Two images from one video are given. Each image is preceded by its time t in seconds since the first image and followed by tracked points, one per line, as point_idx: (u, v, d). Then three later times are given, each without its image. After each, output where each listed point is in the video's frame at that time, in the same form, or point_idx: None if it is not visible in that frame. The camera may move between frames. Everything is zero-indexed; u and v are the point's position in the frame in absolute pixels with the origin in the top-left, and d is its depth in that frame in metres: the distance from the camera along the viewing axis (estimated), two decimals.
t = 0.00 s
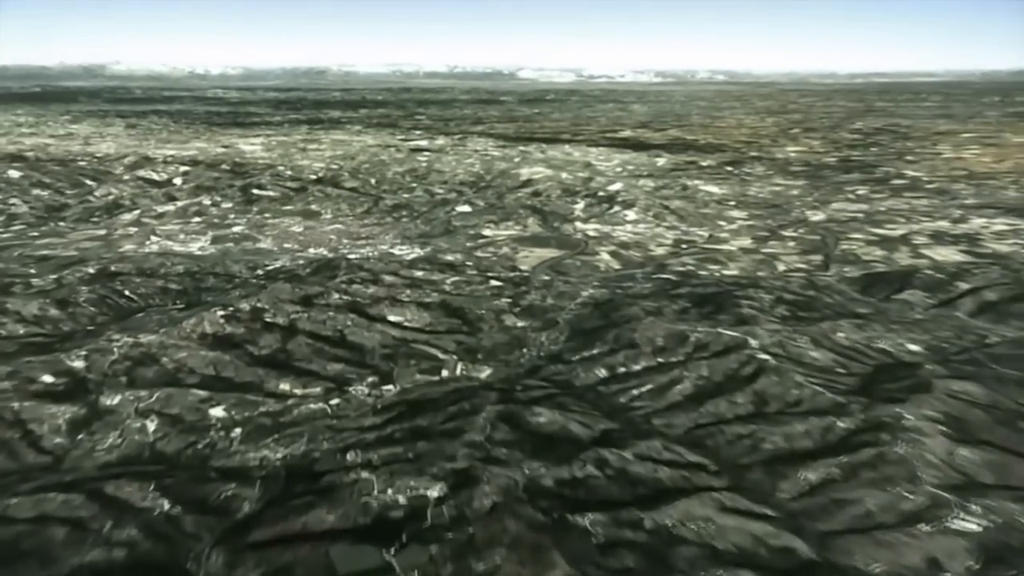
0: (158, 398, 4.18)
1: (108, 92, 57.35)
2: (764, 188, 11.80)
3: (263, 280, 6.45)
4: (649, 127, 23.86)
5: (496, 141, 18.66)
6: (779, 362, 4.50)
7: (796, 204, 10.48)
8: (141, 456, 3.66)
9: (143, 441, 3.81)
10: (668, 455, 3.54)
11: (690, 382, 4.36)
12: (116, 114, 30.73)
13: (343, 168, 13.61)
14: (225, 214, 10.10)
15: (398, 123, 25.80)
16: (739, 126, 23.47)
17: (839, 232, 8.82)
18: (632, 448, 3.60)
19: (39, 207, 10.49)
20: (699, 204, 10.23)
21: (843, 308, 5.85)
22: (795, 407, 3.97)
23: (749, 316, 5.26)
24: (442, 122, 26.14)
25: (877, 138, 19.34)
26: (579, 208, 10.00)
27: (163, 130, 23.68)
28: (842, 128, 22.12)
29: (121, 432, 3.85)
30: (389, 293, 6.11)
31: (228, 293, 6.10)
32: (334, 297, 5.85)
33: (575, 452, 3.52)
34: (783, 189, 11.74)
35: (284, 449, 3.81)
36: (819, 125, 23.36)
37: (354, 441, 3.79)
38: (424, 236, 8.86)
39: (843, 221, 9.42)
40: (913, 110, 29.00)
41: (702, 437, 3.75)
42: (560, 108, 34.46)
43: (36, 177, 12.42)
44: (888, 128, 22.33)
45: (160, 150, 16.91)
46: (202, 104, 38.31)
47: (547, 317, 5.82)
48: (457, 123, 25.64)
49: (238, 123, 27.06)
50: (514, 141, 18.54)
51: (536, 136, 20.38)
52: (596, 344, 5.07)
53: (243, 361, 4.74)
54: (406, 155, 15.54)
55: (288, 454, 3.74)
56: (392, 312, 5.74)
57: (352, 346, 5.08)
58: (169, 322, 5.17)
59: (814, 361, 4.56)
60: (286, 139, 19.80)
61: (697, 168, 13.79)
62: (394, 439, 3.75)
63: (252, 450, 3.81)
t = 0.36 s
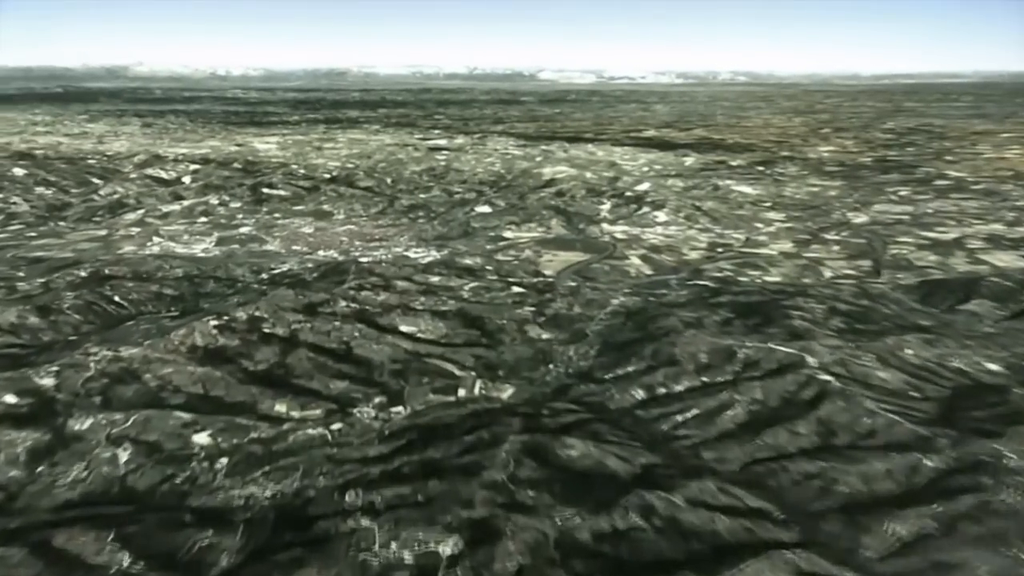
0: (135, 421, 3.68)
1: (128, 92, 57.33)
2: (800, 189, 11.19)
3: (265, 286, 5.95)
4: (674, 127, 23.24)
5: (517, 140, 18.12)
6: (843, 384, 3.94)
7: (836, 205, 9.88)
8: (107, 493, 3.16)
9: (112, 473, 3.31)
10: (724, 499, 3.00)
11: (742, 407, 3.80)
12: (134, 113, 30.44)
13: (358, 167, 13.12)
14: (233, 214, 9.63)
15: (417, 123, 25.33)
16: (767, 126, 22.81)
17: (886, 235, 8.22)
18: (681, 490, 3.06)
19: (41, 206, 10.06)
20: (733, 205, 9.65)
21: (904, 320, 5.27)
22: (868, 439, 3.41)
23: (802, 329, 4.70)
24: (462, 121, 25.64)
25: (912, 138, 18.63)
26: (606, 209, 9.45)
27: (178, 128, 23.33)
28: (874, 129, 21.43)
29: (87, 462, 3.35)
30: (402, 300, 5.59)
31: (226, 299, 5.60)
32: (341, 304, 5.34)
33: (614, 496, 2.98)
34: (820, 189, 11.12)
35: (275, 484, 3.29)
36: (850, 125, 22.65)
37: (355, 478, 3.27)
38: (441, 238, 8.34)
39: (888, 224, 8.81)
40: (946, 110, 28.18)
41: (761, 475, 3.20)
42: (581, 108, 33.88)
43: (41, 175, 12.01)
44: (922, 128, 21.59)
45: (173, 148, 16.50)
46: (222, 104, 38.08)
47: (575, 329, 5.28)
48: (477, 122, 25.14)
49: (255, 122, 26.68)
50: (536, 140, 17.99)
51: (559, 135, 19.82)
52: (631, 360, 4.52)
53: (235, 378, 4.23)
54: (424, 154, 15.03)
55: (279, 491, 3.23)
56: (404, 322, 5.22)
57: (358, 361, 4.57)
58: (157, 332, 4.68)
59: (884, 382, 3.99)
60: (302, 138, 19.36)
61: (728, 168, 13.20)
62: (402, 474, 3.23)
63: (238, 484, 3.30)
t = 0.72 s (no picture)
0: (100, 453, 3.17)
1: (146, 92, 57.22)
2: (838, 189, 10.58)
3: (265, 292, 5.45)
4: (699, 126, 22.60)
5: (538, 139, 17.57)
6: (925, 413, 3.37)
7: (879, 207, 9.27)
8: (56, 544, 2.66)
9: (66, 518, 2.81)
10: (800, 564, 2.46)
11: (809, 441, 3.25)
12: (150, 113, 30.16)
13: (374, 166, 12.62)
14: (240, 214, 9.15)
15: (436, 122, 24.82)
16: (796, 125, 22.13)
17: (938, 239, 7.62)
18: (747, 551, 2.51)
19: (40, 204, 9.62)
20: (769, 206, 9.07)
21: (977, 334, 4.69)
22: (967, 484, 2.85)
23: (867, 346, 4.13)
24: (481, 120, 25.13)
25: (949, 138, 17.91)
26: (634, 211, 8.90)
27: (193, 128, 22.94)
28: (907, 128, 20.70)
29: (38, 504, 2.84)
30: (414, 310, 5.06)
31: (221, 307, 5.10)
32: (347, 314, 4.82)
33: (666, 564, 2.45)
34: (860, 190, 10.51)
35: (258, 530, 2.78)
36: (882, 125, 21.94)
37: (353, 527, 2.74)
38: (459, 240, 7.81)
39: (939, 227, 8.20)
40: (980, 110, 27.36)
41: (842, 528, 2.65)
42: (603, 108, 33.27)
43: (45, 172, 11.60)
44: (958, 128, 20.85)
45: (185, 146, 16.07)
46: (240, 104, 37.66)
47: (607, 344, 4.74)
48: (497, 122, 24.62)
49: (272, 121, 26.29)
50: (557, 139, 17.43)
51: (580, 134, 19.23)
52: (674, 381, 3.98)
53: (222, 400, 3.71)
54: (442, 153, 14.52)
55: (262, 541, 2.71)
56: (417, 334, 4.69)
57: (363, 381, 4.05)
58: (138, 345, 4.17)
59: (973, 410, 3.42)
60: (318, 137, 18.92)
61: (760, 168, 12.61)
62: (409, 526, 2.71)
63: (214, 531, 2.78)
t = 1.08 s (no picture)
0: (49, 497, 2.67)
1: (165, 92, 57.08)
2: (879, 189, 9.98)
3: (263, 300, 4.94)
4: (725, 126, 21.97)
5: (559, 138, 17.01)
6: None
7: (926, 208, 8.67)
8: None
9: None
10: None
11: (898, 488, 2.70)
12: (166, 113, 29.86)
13: (389, 164, 12.13)
14: (246, 214, 8.68)
15: (454, 121, 24.33)
16: (825, 125, 21.45)
17: (997, 243, 7.02)
18: None
19: (40, 203, 9.18)
20: (808, 207, 8.50)
21: None
22: None
23: (950, 369, 3.57)
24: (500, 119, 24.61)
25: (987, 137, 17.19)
26: (665, 212, 8.34)
27: (207, 126, 22.54)
28: (941, 128, 19.99)
29: None
30: (427, 321, 4.54)
31: (214, 316, 4.60)
32: (351, 326, 4.30)
33: None
34: (903, 190, 9.91)
35: None
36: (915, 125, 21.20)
37: None
38: (477, 242, 7.29)
39: (995, 230, 7.60)
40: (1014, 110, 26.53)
41: None
42: (623, 108, 32.68)
43: (48, 170, 11.17)
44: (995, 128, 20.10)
45: (196, 144, 15.63)
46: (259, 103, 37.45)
47: (643, 363, 4.22)
48: (516, 120, 24.08)
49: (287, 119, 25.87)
50: (579, 138, 16.87)
51: (602, 133, 18.66)
52: (726, 407, 3.44)
53: (203, 428, 3.20)
54: (460, 152, 14.01)
55: None
56: (430, 349, 4.17)
57: (367, 406, 3.53)
58: (111, 361, 3.67)
59: None
60: (333, 136, 18.46)
61: (793, 167, 12.01)
62: None
63: None
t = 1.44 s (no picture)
0: None
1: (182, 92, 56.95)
2: (924, 189, 9.38)
3: (258, 309, 4.44)
4: (751, 125, 21.36)
5: (581, 137, 16.47)
6: None
7: (979, 210, 8.08)
8: None
9: None
10: None
11: None
12: (182, 112, 29.58)
13: (404, 163, 11.63)
14: (252, 213, 8.20)
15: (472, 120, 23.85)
16: (854, 125, 20.79)
17: None
18: None
19: (37, 201, 8.75)
20: (851, 208, 7.93)
21: None
22: None
23: None
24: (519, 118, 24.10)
25: None
26: (697, 213, 7.79)
27: (221, 125, 22.17)
28: (976, 128, 19.31)
29: None
30: (440, 333, 4.02)
31: (202, 327, 4.11)
32: (354, 341, 3.79)
33: None
34: (949, 191, 9.31)
35: None
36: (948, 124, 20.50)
37: None
38: (496, 245, 6.78)
39: None
40: None
41: None
42: (644, 108, 32.11)
43: (50, 168, 10.76)
44: None
45: (207, 142, 15.20)
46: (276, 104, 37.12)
47: (686, 384, 3.69)
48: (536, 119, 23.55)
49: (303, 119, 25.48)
50: (602, 137, 16.33)
51: (625, 132, 18.11)
52: (792, 442, 2.91)
53: (171, 466, 2.70)
54: (478, 150, 13.49)
55: None
56: (443, 369, 3.66)
57: (369, 437, 3.01)
58: (74, 382, 3.18)
59: None
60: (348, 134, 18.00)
61: (829, 167, 11.42)
62: None
63: None
